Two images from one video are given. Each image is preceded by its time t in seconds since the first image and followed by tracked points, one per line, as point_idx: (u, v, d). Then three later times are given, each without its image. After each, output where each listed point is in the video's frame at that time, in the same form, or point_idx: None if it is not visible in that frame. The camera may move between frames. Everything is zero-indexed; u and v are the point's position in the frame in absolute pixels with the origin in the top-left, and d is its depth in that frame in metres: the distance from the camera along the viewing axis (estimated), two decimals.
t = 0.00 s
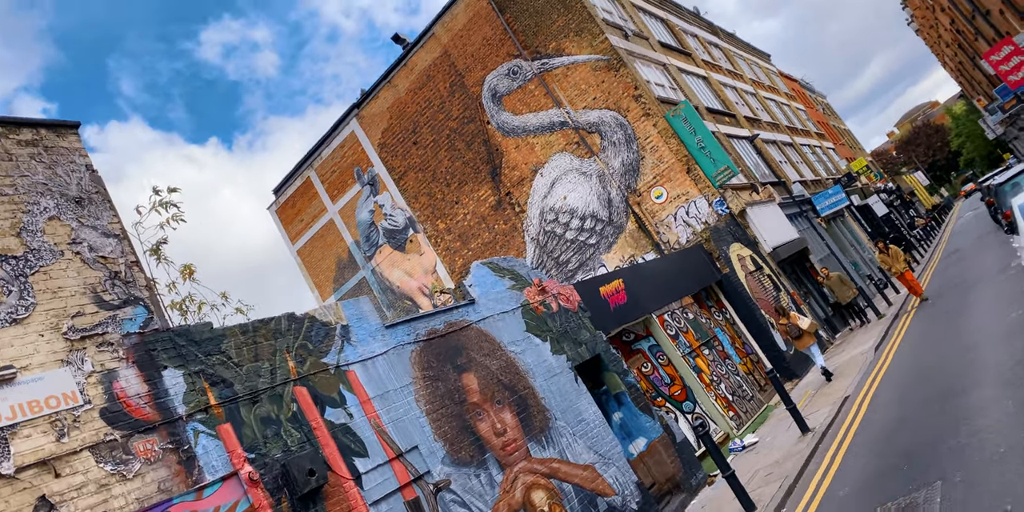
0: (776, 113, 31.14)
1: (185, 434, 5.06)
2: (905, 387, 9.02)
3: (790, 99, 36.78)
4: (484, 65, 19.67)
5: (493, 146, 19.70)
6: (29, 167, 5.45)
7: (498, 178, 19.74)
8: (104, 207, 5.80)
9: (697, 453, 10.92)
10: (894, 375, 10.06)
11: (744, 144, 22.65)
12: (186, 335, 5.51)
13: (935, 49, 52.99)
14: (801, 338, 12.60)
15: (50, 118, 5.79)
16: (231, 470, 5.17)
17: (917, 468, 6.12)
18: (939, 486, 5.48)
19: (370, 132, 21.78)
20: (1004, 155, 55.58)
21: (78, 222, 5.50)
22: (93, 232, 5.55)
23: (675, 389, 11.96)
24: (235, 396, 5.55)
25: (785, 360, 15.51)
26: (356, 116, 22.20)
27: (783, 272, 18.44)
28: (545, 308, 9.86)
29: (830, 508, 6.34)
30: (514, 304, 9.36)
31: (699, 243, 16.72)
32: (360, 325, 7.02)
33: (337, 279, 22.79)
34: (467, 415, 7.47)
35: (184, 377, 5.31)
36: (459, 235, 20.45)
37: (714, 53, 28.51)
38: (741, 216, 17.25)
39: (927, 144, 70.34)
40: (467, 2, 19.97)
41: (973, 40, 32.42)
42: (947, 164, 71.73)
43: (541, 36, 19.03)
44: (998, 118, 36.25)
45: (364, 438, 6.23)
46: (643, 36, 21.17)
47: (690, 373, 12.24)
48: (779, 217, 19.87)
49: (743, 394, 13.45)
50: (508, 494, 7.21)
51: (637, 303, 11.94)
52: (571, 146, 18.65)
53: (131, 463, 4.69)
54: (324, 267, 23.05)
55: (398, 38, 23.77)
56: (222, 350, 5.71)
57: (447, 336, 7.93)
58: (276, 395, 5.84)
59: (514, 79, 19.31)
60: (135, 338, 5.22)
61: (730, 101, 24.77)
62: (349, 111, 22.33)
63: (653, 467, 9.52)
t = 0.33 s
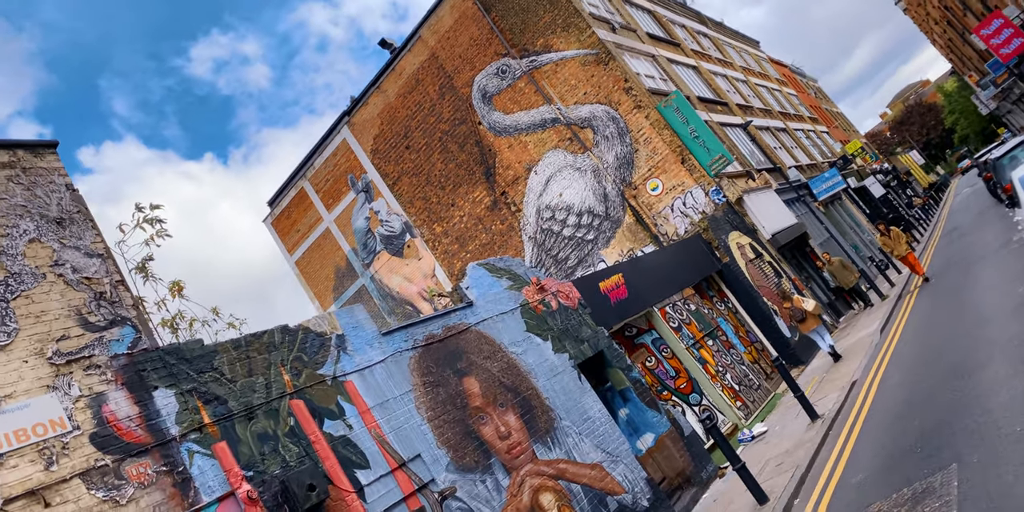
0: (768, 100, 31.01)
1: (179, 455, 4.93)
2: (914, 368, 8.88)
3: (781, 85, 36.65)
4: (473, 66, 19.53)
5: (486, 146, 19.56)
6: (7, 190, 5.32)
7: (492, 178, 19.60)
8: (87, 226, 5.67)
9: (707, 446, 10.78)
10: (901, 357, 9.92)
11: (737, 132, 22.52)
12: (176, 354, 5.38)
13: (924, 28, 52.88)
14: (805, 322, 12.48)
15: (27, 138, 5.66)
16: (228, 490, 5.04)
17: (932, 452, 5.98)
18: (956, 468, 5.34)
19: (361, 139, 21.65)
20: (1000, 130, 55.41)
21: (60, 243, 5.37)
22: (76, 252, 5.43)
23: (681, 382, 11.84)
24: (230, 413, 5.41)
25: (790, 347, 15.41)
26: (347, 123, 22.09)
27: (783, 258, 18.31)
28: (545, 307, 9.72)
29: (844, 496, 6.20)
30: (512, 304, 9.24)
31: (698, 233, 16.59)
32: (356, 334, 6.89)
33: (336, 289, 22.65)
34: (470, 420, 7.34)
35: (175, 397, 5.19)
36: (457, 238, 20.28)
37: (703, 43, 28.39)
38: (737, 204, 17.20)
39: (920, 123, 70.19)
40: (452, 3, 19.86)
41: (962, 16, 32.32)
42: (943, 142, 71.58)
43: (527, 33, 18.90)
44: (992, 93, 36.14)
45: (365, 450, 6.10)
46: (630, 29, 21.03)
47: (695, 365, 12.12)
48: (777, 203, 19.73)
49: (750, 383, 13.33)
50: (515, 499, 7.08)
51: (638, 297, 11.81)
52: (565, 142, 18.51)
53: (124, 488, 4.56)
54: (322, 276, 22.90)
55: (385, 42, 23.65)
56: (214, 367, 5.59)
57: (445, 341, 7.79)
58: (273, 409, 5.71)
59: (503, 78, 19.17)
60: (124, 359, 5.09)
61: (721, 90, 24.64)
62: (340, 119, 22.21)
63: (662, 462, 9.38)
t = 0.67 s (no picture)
0: (758, 85, 30.86)
1: (173, 480, 4.79)
2: (923, 346, 8.73)
3: (771, 69, 36.49)
4: (460, 67, 19.39)
5: (478, 148, 19.41)
6: None
7: (485, 179, 19.45)
8: (68, 251, 5.53)
9: (717, 438, 10.68)
10: (909, 335, 9.78)
11: (729, 118, 22.38)
12: (166, 376, 5.24)
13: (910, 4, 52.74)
14: (810, 304, 12.41)
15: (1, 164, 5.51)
16: None
17: (946, 432, 5.84)
18: (972, 448, 5.20)
19: (352, 148, 21.51)
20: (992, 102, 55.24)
21: (40, 270, 5.21)
22: (57, 278, 5.28)
23: (687, 374, 11.79)
24: (224, 434, 5.27)
25: (795, 331, 15.28)
26: (337, 132, 21.97)
27: (782, 243, 18.16)
28: (544, 306, 9.57)
29: (859, 482, 6.06)
30: (511, 304, 9.09)
31: (696, 222, 16.50)
32: (351, 345, 6.74)
33: (336, 299, 22.50)
34: (474, 427, 7.20)
35: (167, 420, 5.05)
36: (454, 241, 20.08)
37: (689, 31, 28.23)
38: (734, 191, 17.37)
39: (912, 100, 70.03)
40: (435, 6, 19.75)
41: None
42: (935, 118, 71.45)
43: (512, 31, 18.77)
44: (982, 65, 36.02)
45: (367, 463, 5.96)
46: (616, 21, 20.88)
47: (700, 356, 12.03)
48: (773, 188, 19.58)
49: (756, 371, 13.21)
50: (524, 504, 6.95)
51: (639, 290, 11.67)
52: (556, 139, 18.36)
53: None
54: (321, 288, 22.76)
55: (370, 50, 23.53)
56: (206, 387, 5.44)
57: (445, 347, 7.65)
58: (269, 427, 5.57)
59: (490, 78, 19.01)
60: (112, 385, 4.95)
61: (711, 77, 24.49)
62: (330, 128, 22.08)
63: (672, 457, 9.24)
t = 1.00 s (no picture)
0: (748, 72, 30.76)
1: (169, 503, 4.67)
2: (929, 327, 8.61)
3: (760, 56, 36.37)
4: (448, 70, 19.26)
5: (470, 149, 19.28)
6: None
7: (479, 181, 19.29)
8: (52, 274, 5.37)
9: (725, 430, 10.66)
10: (914, 316, 9.66)
11: (720, 107, 22.25)
12: (158, 398, 5.13)
13: None
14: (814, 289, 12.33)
15: None
16: None
17: (959, 414, 5.74)
18: (988, 429, 5.10)
19: (345, 156, 21.41)
20: (984, 78, 55.09)
21: (24, 295, 5.05)
22: (42, 302, 5.12)
23: (691, 367, 11.83)
24: (221, 454, 5.15)
25: (798, 318, 15.20)
26: (329, 142, 21.88)
27: (781, 229, 18.04)
28: (543, 305, 9.45)
29: (872, 470, 5.96)
30: (509, 305, 8.98)
31: (693, 213, 16.52)
32: (347, 356, 6.63)
33: (337, 309, 22.29)
34: (477, 432, 7.08)
35: (161, 443, 4.93)
36: (451, 245, 19.85)
37: (676, 22, 28.11)
38: (729, 180, 17.22)
39: (903, 81, 69.90)
40: (420, 9, 19.65)
41: None
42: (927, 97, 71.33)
43: (499, 31, 18.67)
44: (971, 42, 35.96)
45: (369, 475, 5.84)
46: (602, 15, 20.76)
47: (704, 348, 12.05)
48: (769, 174, 19.45)
49: (761, 360, 13.09)
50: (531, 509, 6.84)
51: (638, 284, 11.55)
52: (548, 137, 18.22)
53: None
54: (321, 298, 22.59)
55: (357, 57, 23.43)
56: (200, 407, 5.33)
57: (444, 352, 7.54)
58: (266, 443, 5.46)
59: (479, 79, 18.87)
60: (102, 409, 4.83)
61: (700, 67, 24.38)
62: (321, 138, 21.99)
63: (681, 452, 9.13)
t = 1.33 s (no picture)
0: (737, 60, 30.68)
1: None
2: (934, 308, 8.52)
3: (748, 43, 36.28)
4: (437, 72, 19.16)
5: (463, 151, 19.14)
6: None
7: (474, 183, 19.12)
8: (38, 299, 5.20)
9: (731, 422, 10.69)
10: (917, 298, 9.57)
11: (711, 97, 22.16)
12: (153, 421, 5.03)
13: None
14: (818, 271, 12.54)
15: None
16: None
17: (972, 398, 5.72)
18: (1003, 413, 5.17)
19: (338, 165, 21.30)
20: (973, 54, 54.98)
21: (9, 322, 4.88)
22: (28, 329, 4.96)
23: (695, 360, 11.80)
24: (219, 474, 5.04)
25: (801, 304, 15.15)
26: (321, 151, 21.79)
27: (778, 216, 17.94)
28: (542, 305, 9.32)
29: (884, 457, 5.89)
30: (507, 307, 8.88)
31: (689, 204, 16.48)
32: (345, 368, 6.54)
33: (337, 319, 22.08)
34: (481, 438, 6.98)
35: (157, 466, 4.82)
36: (449, 248, 19.60)
37: (663, 13, 28.01)
38: (724, 168, 17.03)
39: (893, 61, 69.79)
40: (406, 14, 19.56)
41: None
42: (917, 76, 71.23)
43: (485, 32, 18.56)
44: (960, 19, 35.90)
45: (373, 488, 5.75)
46: (588, 10, 20.65)
47: (707, 339, 12.05)
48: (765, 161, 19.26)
49: (766, 349, 12.98)
50: None
51: (638, 280, 11.46)
52: (540, 136, 18.11)
53: None
54: (321, 308, 22.43)
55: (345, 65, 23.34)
56: (196, 428, 5.24)
57: (444, 358, 7.45)
58: (265, 461, 5.36)
59: (468, 81, 18.77)
60: (96, 436, 4.72)
61: (689, 57, 24.28)
62: (313, 148, 21.90)
63: (688, 447, 9.04)
